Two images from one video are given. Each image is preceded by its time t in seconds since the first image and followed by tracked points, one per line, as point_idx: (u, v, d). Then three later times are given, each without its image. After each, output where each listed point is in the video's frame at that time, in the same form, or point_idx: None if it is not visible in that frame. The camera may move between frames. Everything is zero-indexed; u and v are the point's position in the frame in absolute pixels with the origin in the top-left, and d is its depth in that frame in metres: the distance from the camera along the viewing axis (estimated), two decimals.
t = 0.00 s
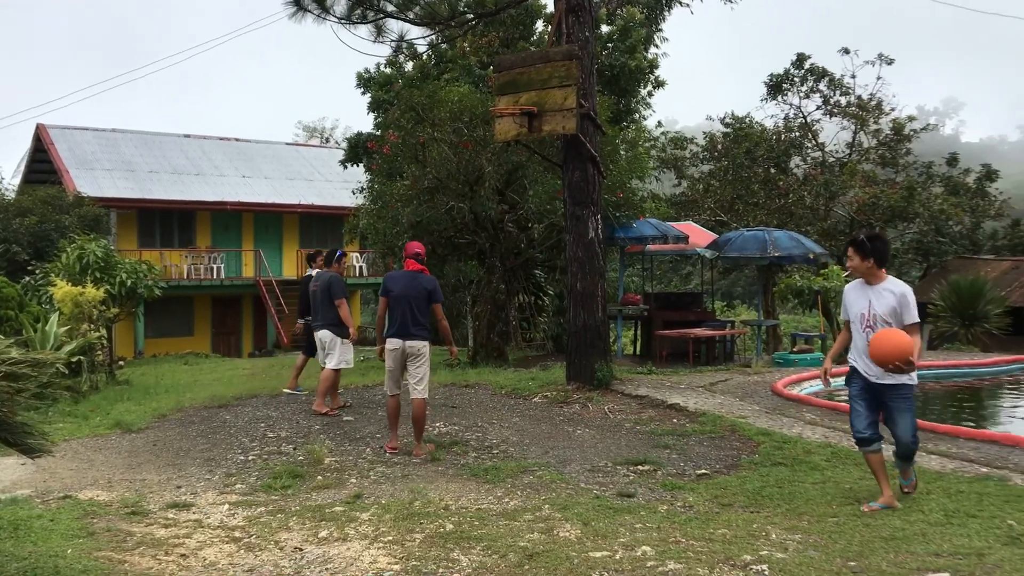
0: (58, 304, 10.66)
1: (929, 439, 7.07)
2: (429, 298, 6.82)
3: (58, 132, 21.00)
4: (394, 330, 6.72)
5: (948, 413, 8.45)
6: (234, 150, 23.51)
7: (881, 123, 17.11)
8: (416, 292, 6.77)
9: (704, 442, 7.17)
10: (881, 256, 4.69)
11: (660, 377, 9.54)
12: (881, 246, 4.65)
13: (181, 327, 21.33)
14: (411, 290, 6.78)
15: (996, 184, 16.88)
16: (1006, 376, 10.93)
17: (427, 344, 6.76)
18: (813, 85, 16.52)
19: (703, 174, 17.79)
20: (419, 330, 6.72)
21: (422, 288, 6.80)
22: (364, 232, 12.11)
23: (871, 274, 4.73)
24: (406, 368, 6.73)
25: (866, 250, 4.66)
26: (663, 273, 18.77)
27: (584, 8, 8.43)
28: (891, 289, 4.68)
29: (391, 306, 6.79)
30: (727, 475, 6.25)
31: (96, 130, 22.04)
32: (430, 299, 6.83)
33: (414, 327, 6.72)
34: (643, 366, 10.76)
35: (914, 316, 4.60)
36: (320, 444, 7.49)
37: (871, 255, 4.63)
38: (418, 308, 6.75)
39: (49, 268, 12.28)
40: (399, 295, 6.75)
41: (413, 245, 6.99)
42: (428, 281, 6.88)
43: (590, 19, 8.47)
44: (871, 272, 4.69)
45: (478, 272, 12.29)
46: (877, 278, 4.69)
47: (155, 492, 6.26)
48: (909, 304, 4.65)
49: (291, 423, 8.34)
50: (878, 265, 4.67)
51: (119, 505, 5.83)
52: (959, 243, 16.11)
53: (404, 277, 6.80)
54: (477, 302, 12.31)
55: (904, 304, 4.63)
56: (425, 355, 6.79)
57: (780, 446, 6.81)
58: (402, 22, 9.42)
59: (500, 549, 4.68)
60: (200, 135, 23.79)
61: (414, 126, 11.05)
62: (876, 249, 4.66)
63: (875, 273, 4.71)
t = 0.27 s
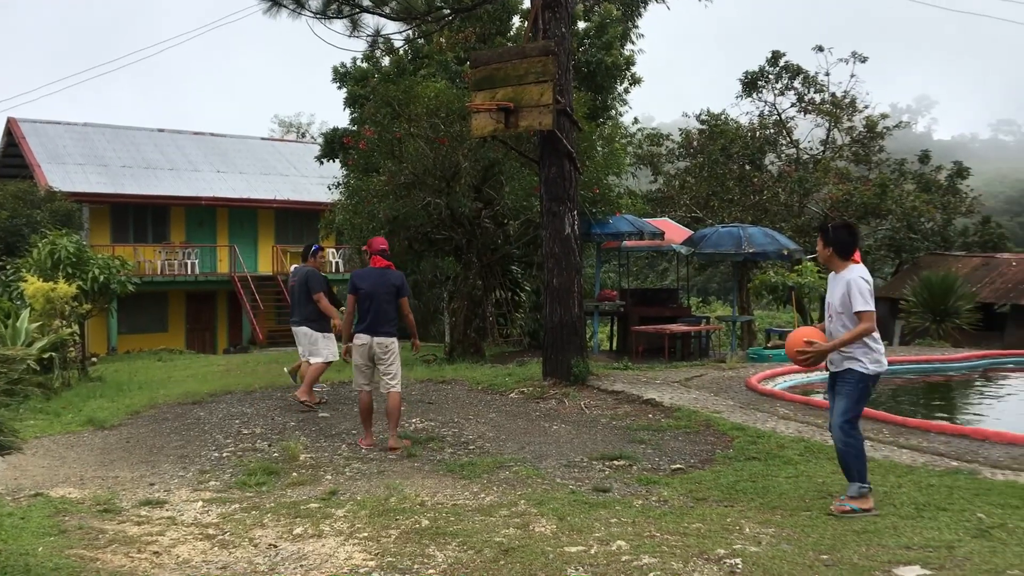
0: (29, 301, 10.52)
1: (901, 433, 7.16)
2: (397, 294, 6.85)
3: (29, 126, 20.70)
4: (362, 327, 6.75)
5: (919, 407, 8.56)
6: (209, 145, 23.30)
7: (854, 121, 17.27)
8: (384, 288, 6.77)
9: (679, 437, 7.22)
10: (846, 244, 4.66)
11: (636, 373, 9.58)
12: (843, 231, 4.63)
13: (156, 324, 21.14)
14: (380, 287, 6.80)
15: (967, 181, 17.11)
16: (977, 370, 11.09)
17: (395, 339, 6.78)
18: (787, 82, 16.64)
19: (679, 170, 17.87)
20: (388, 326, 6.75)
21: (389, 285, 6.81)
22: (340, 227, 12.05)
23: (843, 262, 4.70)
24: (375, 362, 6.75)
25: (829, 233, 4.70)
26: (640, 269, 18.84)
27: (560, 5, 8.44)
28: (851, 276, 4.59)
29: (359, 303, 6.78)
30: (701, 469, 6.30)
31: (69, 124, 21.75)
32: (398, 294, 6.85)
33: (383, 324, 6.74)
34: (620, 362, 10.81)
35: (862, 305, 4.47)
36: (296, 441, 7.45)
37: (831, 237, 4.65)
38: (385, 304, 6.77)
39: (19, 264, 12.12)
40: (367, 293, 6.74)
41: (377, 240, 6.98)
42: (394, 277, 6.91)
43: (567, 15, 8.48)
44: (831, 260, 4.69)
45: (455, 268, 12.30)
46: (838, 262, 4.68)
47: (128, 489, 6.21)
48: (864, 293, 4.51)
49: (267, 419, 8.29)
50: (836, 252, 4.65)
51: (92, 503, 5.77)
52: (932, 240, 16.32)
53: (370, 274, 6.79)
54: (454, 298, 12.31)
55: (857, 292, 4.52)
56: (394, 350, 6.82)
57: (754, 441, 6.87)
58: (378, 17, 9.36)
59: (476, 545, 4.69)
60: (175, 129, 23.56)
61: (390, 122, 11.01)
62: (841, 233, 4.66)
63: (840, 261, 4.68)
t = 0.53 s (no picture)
0: (15, 300, 10.45)
1: (889, 431, 7.19)
2: (378, 290, 6.79)
3: (16, 124, 20.57)
4: (348, 326, 6.78)
5: (906, 405, 8.61)
6: (197, 144, 23.20)
7: (843, 120, 17.35)
8: (363, 286, 6.75)
9: (668, 436, 7.23)
10: (819, 247, 4.73)
11: (626, 372, 9.59)
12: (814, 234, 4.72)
13: (144, 323, 21.04)
14: (361, 284, 6.77)
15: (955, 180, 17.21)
16: (964, 368, 11.16)
17: (381, 335, 6.79)
18: (776, 81, 16.69)
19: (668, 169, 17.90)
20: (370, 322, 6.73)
21: (369, 281, 6.77)
22: (329, 226, 12.02)
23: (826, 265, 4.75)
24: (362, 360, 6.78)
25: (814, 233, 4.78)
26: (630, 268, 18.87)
27: (550, 3, 8.45)
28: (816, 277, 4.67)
29: (342, 302, 6.83)
30: (690, 468, 6.31)
31: (56, 122, 21.62)
32: (379, 290, 6.79)
33: (365, 321, 6.74)
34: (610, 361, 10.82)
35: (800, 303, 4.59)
36: (285, 440, 7.43)
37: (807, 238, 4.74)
38: (367, 302, 6.77)
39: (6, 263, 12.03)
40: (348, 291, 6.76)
41: (359, 237, 6.94)
42: (375, 272, 6.85)
43: (556, 14, 8.48)
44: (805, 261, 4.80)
45: (444, 267, 12.29)
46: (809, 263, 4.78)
47: (116, 489, 6.18)
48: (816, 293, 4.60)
49: (256, 419, 8.26)
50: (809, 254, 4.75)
51: (79, 503, 5.74)
52: (919, 239, 16.40)
53: (351, 273, 6.80)
54: (444, 297, 12.30)
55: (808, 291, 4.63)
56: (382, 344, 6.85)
57: (743, 439, 6.90)
58: (367, 16, 9.35)
59: (465, 544, 4.69)
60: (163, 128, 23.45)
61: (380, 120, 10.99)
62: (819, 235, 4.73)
63: (815, 264, 4.77)
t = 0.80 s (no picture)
0: (22, 304, 10.48)
1: (895, 434, 7.18)
2: (380, 294, 6.79)
3: (22, 128, 20.63)
4: (353, 330, 6.81)
5: (912, 408, 8.59)
6: (202, 148, 23.25)
7: (848, 122, 17.32)
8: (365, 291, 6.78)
9: (674, 439, 7.22)
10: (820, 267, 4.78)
11: (631, 375, 9.58)
12: (813, 253, 4.75)
13: (149, 326, 21.07)
14: (364, 289, 6.81)
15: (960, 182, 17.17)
16: (970, 370, 11.13)
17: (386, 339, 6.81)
18: (781, 84, 16.68)
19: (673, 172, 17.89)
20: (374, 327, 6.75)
21: (371, 286, 6.80)
22: (334, 229, 12.03)
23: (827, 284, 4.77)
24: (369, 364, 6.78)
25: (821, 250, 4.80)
26: (635, 271, 18.86)
27: (554, 7, 8.45)
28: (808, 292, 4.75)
29: (348, 307, 6.90)
30: (696, 471, 6.30)
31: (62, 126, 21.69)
32: (381, 294, 6.79)
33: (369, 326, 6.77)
34: (615, 364, 10.81)
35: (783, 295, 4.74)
36: (290, 443, 7.44)
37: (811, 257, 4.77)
38: (370, 306, 6.80)
39: (12, 267, 12.06)
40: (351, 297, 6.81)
41: (363, 242, 6.95)
42: (378, 276, 6.86)
43: (561, 17, 8.48)
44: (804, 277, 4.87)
45: (449, 270, 12.29)
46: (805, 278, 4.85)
47: (122, 493, 6.19)
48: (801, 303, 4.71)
49: (261, 422, 8.27)
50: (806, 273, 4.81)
51: (85, 507, 5.75)
52: (925, 240, 16.36)
53: (353, 278, 6.85)
54: (449, 300, 12.31)
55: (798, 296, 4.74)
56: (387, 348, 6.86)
57: (749, 442, 6.88)
58: (371, 19, 9.36)
59: (471, 548, 4.68)
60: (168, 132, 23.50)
61: (384, 124, 11.00)
62: (821, 257, 4.75)
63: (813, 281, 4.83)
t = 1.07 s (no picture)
0: (38, 311, 10.56)
1: (912, 441, 7.12)
2: (394, 298, 6.82)
3: (38, 137, 20.82)
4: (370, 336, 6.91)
5: (929, 414, 8.52)
6: (216, 155, 23.38)
7: (862, 127, 17.26)
8: (379, 297, 6.84)
9: (689, 446, 7.19)
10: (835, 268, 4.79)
11: (645, 381, 9.55)
12: (831, 257, 4.75)
13: (164, 333, 21.19)
14: (378, 295, 6.86)
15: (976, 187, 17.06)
16: (987, 376, 11.04)
17: (400, 344, 6.81)
18: (794, 89, 16.63)
19: (686, 177, 17.88)
20: (388, 332, 6.80)
21: (385, 291, 6.85)
22: (348, 235, 12.07)
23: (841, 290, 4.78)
24: (386, 370, 6.84)
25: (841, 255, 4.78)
26: (647, 276, 18.82)
27: (567, 13, 8.46)
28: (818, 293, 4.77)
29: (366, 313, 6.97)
30: (711, 478, 6.27)
31: (77, 134, 21.88)
32: (395, 298, 6.82)
33: (383, 330, 6.80)
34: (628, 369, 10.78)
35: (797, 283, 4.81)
36: (304, 450, 7.45)
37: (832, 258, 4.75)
38: (384, 310, 6.83)
39: (29, 274, 12.16)
40: (367, 302, 6.91)
41: (378, 249, 7.04)
42: (393, 282, 6.90)
43: (573, 24, 8.49)
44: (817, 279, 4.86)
45: (462, 276, 12.30)
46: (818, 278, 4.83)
47: (138, 499, 6.21)
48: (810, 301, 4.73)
49: (276, 429, 8.29)
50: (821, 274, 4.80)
51: (101, 513, 5.78)
52: (940, 245, 16.24)
53: (369, 283, 6.93)
54: (462, 306, 12.33)
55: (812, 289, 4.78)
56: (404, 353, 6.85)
57: (765, 449, 6.85)
58: (385, 27, 9.39)
59: (486, 554, 4.68)
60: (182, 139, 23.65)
61: (398, 130, 11.03)
62: (839, 260, 4.75)
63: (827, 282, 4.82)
